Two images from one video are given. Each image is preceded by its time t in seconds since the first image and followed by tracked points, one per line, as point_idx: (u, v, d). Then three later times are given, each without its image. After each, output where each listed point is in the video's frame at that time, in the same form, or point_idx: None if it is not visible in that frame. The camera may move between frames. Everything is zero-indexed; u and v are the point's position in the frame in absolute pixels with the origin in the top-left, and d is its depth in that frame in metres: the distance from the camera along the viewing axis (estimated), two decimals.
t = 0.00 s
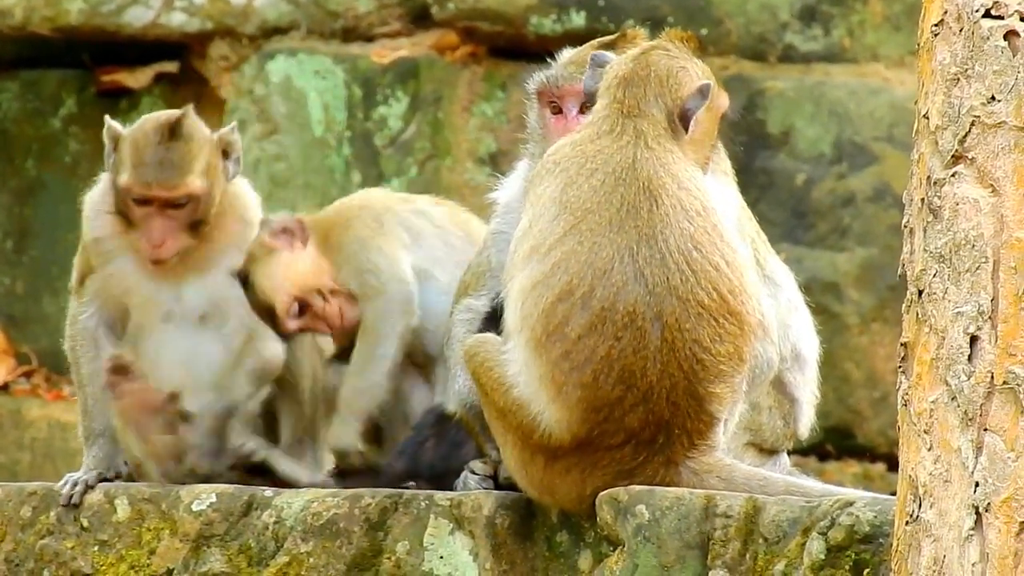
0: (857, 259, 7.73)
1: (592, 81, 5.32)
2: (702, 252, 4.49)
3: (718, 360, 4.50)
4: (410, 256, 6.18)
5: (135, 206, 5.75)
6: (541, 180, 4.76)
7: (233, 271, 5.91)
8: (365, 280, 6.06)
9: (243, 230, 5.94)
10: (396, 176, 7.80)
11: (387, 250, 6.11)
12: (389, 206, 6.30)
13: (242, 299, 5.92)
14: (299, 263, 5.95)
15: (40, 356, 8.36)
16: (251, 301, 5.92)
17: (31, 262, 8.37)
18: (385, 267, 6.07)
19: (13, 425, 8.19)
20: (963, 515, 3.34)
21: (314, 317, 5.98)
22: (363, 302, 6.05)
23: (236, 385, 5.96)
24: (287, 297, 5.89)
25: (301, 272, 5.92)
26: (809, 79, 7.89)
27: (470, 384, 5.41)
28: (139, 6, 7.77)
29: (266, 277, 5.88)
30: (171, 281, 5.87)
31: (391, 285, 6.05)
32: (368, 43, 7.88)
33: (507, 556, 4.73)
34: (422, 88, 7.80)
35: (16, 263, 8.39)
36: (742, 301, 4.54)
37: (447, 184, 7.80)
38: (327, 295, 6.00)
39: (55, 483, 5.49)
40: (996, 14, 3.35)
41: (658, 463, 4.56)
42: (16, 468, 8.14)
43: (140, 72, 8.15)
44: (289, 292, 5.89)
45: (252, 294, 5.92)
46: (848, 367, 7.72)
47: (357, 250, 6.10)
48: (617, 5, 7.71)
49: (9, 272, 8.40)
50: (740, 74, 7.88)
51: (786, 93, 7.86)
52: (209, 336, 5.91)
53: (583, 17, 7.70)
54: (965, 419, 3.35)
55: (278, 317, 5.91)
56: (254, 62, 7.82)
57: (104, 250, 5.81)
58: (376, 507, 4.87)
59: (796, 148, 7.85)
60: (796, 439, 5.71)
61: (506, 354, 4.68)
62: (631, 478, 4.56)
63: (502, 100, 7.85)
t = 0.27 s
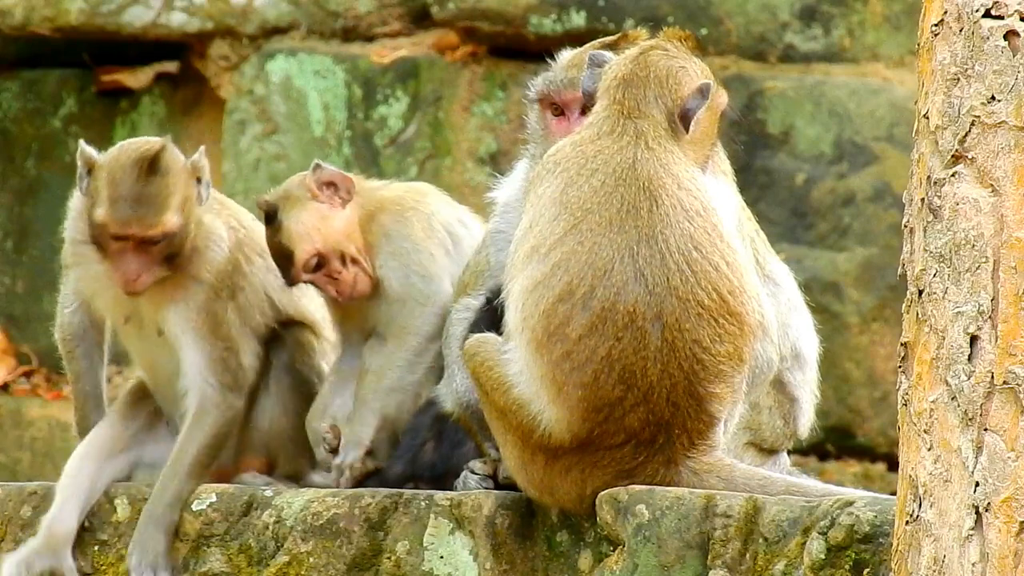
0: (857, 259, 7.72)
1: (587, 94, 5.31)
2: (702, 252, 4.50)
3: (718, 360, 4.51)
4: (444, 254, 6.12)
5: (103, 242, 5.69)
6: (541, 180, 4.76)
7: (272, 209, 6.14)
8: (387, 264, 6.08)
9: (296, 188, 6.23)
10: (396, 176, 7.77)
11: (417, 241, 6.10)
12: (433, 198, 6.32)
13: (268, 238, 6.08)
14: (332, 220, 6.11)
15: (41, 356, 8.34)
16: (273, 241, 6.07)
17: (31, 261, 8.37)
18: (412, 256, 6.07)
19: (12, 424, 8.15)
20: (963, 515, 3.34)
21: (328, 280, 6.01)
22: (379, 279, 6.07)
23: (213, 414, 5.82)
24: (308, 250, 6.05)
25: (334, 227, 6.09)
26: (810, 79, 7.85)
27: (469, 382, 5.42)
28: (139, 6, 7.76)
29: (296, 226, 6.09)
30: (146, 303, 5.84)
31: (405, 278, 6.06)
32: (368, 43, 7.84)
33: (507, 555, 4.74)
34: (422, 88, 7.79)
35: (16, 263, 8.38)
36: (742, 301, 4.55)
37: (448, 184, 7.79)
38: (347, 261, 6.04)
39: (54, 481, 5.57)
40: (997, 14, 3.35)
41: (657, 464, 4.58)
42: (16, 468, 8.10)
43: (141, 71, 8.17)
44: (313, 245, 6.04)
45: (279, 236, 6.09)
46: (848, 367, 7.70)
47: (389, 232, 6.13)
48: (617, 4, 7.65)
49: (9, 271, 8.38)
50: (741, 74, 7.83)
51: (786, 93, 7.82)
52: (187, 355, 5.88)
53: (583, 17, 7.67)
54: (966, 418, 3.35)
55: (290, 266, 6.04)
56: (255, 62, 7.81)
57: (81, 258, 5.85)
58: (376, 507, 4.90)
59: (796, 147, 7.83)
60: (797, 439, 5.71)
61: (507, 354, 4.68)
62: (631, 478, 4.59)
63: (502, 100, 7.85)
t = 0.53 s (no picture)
0: (857, 259, 7.70)
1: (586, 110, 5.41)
2: (702, 253, 4.54)
3: (718, 360, 4.54)
4: (451, 263, 6.55)
5: (42, 439, 4.86)
6: (541, 181, 4.79)
7: (289, 198, 6.65)
8: (393, 269, 6.55)
9: (316, 180, 6.71)
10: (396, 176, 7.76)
11: (423, 249, 6.53)
12: (444, 207, 6.71)
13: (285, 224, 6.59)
14: (349, 213, 6.56)
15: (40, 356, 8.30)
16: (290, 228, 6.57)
17: (30, 262, 8.34)
18: (417, 265, 6.53)
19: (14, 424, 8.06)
20: (963, 515, 3.34)
21: (335, 271, 6.48)
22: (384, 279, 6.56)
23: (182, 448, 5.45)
24: (320, 238, 6.48)
25: (348, 218, 6.55)
26: (810, 79, 7.82)
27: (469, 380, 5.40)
28: (139, 6, 7.73)
29: (312, 215, 6.56)
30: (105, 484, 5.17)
31: (410, 287, 6.52)
32: (368, 43, 7.82)
33: (507, 555, 4.77)
34: (422, 88, 7.75)
35: (16, 262, 8.36)
36: (742, 301, 4.58)
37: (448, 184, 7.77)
38: (355, 254, 6.52)
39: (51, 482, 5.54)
40: (996, 14, 3.35)
41: (657, 463, 4.59)
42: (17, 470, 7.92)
43: (141, 71, 8.17)
44: (327, 235, 6.48)
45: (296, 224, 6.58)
46: (847, 367, 7.67)
47: (398, 236, 6.58)
48: (618, 4, 7.63)
49: (9, 271, 8.36)
50: (741, 74, 7.79)
51: (786, 93, 7.78)
52: (142, 537, 5.01)
53: (583, 16, 7.63)
54: (966, 418, 3.35)
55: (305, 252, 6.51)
56: (255, 62, 7.82)
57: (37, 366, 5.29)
58: (376, 507, 4.90)
59: (796, 147, 7.80)
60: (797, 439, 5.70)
61: (506, 354, 4.70)
62: (631, 478, 4.59)
63: (502, 100, 7.81)
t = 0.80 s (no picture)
0: (857, 259, 7.61)
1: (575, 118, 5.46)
2: (704, 253, 4.55)
3: (718, 360, 4.54)
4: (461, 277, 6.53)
5: None
6: (542, 181, 4.80)
7: (293, 201, 6.66)
8: (404, 278, 6.53)
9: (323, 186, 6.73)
10: (396, 176, 7.71)
11: (433, 261, 6.52)
12: (447, 217, 6.69)
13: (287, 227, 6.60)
14: (352, 221, 6.57)
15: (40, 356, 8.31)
16: (292, 230, 6.58)
17: (30, 262, 8.34)
18: (428, 275, 6.51)
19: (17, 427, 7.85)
20: (963, 515, 3.34)
21: (332, 276, 6.47)
22: (389, 288, 6.54)
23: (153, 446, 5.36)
24: (322, 242, 6.49)
25: (352, 226, 6.56)
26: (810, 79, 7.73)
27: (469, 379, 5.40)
28: (139, 6, 7.74)
29: (315, 220, 6.57)
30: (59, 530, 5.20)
31: (422, 297, 6.50)
32: (368, 43, 7.80)
33: (507, 555, 4.77)
34: (422, 87, 7.72)
35: (15, 262, 8.36)
36: (743, 301, 4.58)
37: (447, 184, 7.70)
38: (355, 262, 6.50)
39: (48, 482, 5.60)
40: (997, 14, 3.34)
41: (657, 463, 4.59)
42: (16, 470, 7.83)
43: (141, 71, 8.17)
44: (329, 240, 6.49)
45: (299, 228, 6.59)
46: (847, 367, 7.57)
47: (405, 247, 6.57)
48: (617, 4, 7.54)
49: (9, 271, 8.36)
50: (741, 74, 7.72)
51: (786, 93, 7.71)
52: None
53: (583, 16, 7.55)
54: (966, 418, 3.35)
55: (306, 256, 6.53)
56: (255, 62, 7.81)
57: None
58: (375, 507, 4.90)
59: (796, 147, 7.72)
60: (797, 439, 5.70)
61: (506, 353, 4.70)
62: (631, 478, 4.59)
63: (502, 100, 7.75)
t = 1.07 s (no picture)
0: (858, 259, 7.56)
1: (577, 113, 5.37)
2: (704, 252, 4.56)
3: (718, 360, 4.55)
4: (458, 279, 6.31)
5: None
6: (541, 181, 4.80)
7: (309, 179, 6.50)
8: (401, 276, 6.31)
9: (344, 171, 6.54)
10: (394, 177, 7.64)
11: (431, 260, 6.29)
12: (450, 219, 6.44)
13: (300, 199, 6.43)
14: (361, 211, 6.39)
15: (40, 356, 8.32)
16: (301, 206, 6.40)
17: (30, 262, 8.38)
18: (427, 275, 6.28)
19: (12, 423, 7.87)
20: (963, 515, 3.34)
21: (329, 261, 6.27)
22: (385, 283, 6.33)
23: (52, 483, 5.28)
24: (329, 223, 6.30)
25: (361, 217, 6.37)
26: (810, 79, 7.71)
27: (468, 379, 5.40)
28: (139, 5, 7.79)
29: (325, 200, 6.38)
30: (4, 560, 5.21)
31: (421, 296, 6.27)
32: (367, 43, 7.79)
33: (507, 555, 4.77)
34: (421, 88, 7.67)
35: (16, 262, 8.40)
36: (743, 301, 4.59)
37: (447, 185, 7.61)
38: (355, 253, 6.31)
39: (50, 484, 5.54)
40: (997, 14, 3.34)
41: (657, 463, 4.61)
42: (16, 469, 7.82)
43: (141, 71, 8.17)
44: (335, 223, 6.30)
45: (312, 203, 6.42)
46: (847, 367, 7.55)
47: (403, 246, 6.33)
48: (617, 3, 7.53)
49: (9, 271, 8.41)
50: (741, 73, 7.70)
51: (786, 93, 7.67)
52: None
53: (583, 16, 7.53)
54: (966, 418, 3.35)
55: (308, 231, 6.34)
56: (254, 62, 7.81)
57: None
58: (375, 507, 4.89)
59: (796, 147, 7.68)
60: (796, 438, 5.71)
61: (506, 353, 4.70)
62: (631, 478, 4.61)
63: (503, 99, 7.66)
